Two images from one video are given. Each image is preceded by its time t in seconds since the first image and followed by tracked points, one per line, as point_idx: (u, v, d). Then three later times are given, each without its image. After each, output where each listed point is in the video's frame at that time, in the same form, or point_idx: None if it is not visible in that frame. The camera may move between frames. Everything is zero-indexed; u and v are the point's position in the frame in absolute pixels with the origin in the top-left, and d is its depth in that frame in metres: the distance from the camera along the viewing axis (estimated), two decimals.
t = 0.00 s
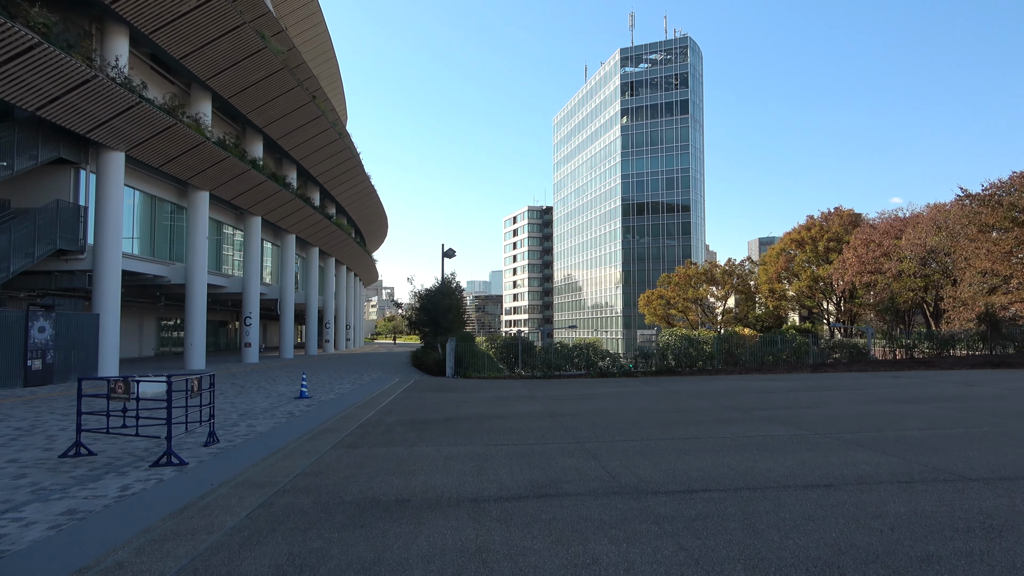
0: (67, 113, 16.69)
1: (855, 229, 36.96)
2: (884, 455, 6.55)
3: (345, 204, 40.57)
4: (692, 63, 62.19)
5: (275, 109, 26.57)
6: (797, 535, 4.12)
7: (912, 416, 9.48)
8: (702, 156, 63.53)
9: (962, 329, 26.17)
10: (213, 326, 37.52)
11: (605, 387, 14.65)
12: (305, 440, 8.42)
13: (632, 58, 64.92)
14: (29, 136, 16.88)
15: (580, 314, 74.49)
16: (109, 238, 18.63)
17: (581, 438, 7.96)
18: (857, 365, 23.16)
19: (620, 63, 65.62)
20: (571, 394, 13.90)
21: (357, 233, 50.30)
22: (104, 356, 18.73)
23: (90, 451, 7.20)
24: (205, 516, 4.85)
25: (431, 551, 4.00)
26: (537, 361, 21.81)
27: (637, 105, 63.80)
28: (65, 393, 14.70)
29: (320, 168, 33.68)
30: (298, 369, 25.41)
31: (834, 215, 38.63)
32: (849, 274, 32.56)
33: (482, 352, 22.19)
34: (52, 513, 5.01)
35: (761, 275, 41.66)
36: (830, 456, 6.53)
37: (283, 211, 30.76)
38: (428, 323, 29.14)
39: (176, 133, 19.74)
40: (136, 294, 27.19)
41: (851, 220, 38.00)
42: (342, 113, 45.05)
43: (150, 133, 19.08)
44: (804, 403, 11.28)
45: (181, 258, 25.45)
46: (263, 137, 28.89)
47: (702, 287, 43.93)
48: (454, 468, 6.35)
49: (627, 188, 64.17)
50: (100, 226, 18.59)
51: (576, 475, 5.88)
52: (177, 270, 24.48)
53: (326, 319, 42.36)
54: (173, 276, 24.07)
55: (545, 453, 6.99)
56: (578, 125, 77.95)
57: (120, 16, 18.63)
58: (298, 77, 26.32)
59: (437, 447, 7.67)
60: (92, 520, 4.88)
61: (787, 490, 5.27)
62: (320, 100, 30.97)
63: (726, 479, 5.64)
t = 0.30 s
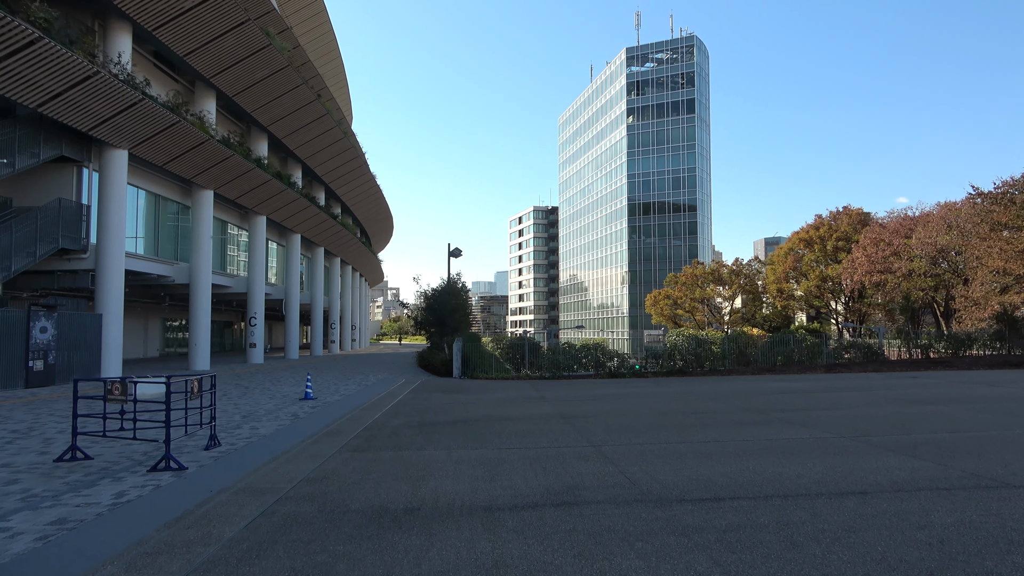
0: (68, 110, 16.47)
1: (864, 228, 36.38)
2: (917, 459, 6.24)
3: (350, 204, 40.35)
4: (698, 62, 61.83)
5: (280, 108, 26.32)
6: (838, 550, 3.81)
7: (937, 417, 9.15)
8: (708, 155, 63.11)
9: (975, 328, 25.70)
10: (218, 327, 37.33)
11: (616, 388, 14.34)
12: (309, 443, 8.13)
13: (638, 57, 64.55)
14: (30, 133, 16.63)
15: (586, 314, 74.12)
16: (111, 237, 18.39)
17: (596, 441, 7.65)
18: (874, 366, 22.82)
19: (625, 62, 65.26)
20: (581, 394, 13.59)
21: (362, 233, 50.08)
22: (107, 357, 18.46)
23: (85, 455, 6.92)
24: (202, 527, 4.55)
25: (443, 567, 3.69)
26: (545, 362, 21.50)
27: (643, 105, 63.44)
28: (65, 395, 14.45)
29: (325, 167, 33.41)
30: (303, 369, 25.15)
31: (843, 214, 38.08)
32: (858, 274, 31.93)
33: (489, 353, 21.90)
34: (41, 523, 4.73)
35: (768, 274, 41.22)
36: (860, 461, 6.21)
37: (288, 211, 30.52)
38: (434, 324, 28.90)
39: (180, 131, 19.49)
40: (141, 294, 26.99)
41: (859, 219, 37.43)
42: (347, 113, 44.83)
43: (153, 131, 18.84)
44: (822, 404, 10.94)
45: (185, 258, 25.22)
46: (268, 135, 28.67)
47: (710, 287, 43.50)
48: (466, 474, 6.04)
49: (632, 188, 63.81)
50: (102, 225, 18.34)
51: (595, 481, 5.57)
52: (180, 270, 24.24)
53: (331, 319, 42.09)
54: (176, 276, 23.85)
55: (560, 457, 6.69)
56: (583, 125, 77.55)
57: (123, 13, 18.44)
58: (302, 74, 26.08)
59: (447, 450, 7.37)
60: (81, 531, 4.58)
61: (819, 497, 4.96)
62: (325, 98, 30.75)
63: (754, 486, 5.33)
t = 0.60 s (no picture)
0: (73, 122, 16.33)
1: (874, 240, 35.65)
2: (954, 481, 5.89)
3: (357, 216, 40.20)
4: (704, 74, 61.70)
5: (286, 120, 26.20)
6: None
7: (966, 434, 8.77)
8: (715, 167, 62.82)
9: (991, 341, 25.17)
10: (224, 341, 37.15)
11: (627, 403, 13.99)
12: (312, 461, 7.82)
13: (644, 69, 64.47)
14: (35, 146, 16.50)
15: (593, 327, 73.67)
16: (115, 250, 18.22)
17: (612, 460, 7.31)
18: (891, 380, 22.39)
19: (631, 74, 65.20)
20: (593, 409, 13.26)
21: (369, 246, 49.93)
22: (110, 371, 18.21)
23: (79, 476, 6.65)
24: (194, 557, 4.25)
25: None
26: (554, 376, 21.15)
27: (650, 117, 63.27)
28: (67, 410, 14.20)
29: (331, 180, 33.25)
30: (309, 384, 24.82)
31: (853, 225, 37.39)
32: (869, 286, 31.29)
33: (497, 367, 21.55)
34: (24, 551, 4.44)
35: (777, 286, 40.76)
36: (893, 483, 5.87)
37: (295, 223, 30.34)
38: (441, 337, 28.61)
39: (185, 143, 19.34)
40: (147, 307, 26.82)
41: (870, 230, 36.84)
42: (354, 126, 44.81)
43: (159, 143, 18.70)
44: (844, 420, 10.57)
45: (191, 271, 25.01)
46: (274, 148, 28.55)
47: (718, 299, 43.07)
48: (476, 497, 5.72)
49: (639, 200, 63.55)
50: (106, 238, 18.18)
51: (614, 505, 5.25)
52: (185, 283, 24.05)
53: (338, 333, 41.88)
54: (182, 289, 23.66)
55: (574, 478, 6.36)
56: (590, 137, 77.42)
57: (128, 25, 18.37)
58: (309, 87, 25.97)
59: (456, 470, 7.05)
60: (64, 560, 4.28)
61: (855, 524, 4.63)
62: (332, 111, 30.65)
63: (785, 511, 4.99)
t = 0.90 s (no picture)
0: (77, 155, 16.27)
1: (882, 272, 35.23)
2: (992, 527, 5.51)
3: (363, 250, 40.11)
4: (709, 107, 62.03)
5: (292, 154, 26.22)
6: None
7: (996, 473, 8.36)
8: (721, 199, 62.77)
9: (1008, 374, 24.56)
10: (229, 376, 36.84)
11: (638, 440, 13.59)
12: (311, 503, 7.47)
13: (649, 103, 64.86)
14: (39, 179, 16.41)
15: (600, 360, 73.06)
16: (119, 283, 18.05)
17: (625, 502, 6.94)
18: (906, 415, 21.80)
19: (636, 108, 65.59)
20: (603, 445, 12.85)
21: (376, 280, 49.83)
22: (109, 407, 17.89)
23: (64, 520, 6.31)
24: None
25: None
26: (561, 411, 20.72)
27: (655, 150, 63.47)
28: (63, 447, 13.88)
29: (337, 212, 33.20)
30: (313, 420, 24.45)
31: (861, 256, 37.14)
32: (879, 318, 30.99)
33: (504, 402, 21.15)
34: None
35: (786, 319, 40.29)
36: (927, 528, 5.50)
37: (300, 257, 30.22)
38: (446, 371, 28.24)
39: (190, 176, 19.27)
40: (150, 342, 26.60)
41: (879, 262, 36.50)
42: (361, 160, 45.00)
43: (164, 176, 18.63)
44: (865, 458, 10.16)
45: (195, 305, 24.82)
46: (280, 182, 28.55)
47: (727, 332, 42.86)
48: (482, 543, 5.37)
49: (646, 232, 63.43)
50: (109, 271, 18.02)
51: (630, 554, 4.89)
52: (189, 316, 23.85)
53: (344, 367, 41.52)
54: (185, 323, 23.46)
55: (586, 523, 6.00)
56: (596, 170, 77.66)
57: (135, 59, 18.45)
58: (315, 120, 26.04)
59: (461, 513, 6.70)
60: None
61: None
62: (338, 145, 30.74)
63: (813, 561, 4.63)
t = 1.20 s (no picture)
0: (86, 206, 16.24)
1: (896, 321, 34.27)
2: None
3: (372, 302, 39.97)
4: (715, 159, 62.51)
5: (302, 206, 26.28)
6: None
7: None
8: (729, 250, 62.64)
9: None
10: (235, 430, 36.35)
11: (654, 496, 13.05)
12: (312, 565, 7.07)
13: (656, 155, 65.47)
14: (47, 231, 16.34)
15: (611, 413, 72.00)
16: (124, 335, 17.85)
17: (647, 565, 6.54)
18: (932, 470, 21.02)
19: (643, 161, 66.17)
20: (616, 502, 12.33)
21: (384, 332, 49.60)
22: (110, 463, 17.46)
23: None
24: None
25: None
26: (573, 466, 20.14)
27: (662, 201, 63.73)
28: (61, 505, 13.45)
29: (346, 265, 33.15)
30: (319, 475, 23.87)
31: (874, 306, 36.07)
32: (895, 368, 30.44)
33: (514, 456, 20.63)
34: None
35: (800, 369, 39.59)
36: None
37: (308, 309, 30.03)
38: (455, 425, 27.70)
39: (199, 227, 19.24)
40: (156, 395, 26.28)
41: (891, 310, 35.34)
42: (371, 213, 45.27)
43: (173, 227, 18.58)
44: (897, 515, 9.65)
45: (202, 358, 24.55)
46: (290, 234, 28.58)
47: (739, 383, 42.25)
48: None
49: (655, 283, 63.18)
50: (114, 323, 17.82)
51: None
52: (195, 369, 23.54)
53: (351, 421, 40.95)
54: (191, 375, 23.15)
55: None
56: (604, 222, 77.97)
57: (147, 112, 18.65)
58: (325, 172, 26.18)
59: None
60: None
61: None
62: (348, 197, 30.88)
63: None
